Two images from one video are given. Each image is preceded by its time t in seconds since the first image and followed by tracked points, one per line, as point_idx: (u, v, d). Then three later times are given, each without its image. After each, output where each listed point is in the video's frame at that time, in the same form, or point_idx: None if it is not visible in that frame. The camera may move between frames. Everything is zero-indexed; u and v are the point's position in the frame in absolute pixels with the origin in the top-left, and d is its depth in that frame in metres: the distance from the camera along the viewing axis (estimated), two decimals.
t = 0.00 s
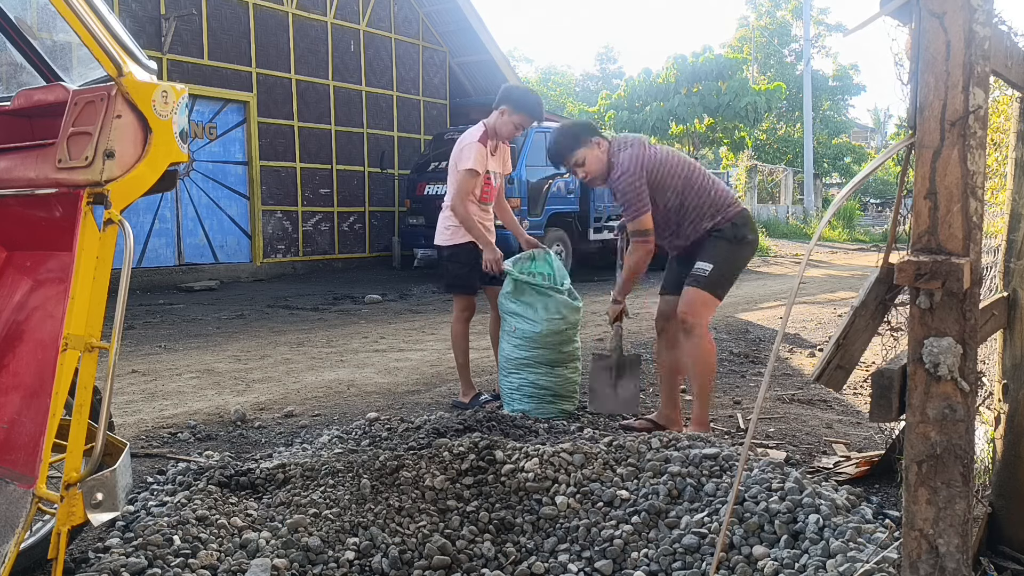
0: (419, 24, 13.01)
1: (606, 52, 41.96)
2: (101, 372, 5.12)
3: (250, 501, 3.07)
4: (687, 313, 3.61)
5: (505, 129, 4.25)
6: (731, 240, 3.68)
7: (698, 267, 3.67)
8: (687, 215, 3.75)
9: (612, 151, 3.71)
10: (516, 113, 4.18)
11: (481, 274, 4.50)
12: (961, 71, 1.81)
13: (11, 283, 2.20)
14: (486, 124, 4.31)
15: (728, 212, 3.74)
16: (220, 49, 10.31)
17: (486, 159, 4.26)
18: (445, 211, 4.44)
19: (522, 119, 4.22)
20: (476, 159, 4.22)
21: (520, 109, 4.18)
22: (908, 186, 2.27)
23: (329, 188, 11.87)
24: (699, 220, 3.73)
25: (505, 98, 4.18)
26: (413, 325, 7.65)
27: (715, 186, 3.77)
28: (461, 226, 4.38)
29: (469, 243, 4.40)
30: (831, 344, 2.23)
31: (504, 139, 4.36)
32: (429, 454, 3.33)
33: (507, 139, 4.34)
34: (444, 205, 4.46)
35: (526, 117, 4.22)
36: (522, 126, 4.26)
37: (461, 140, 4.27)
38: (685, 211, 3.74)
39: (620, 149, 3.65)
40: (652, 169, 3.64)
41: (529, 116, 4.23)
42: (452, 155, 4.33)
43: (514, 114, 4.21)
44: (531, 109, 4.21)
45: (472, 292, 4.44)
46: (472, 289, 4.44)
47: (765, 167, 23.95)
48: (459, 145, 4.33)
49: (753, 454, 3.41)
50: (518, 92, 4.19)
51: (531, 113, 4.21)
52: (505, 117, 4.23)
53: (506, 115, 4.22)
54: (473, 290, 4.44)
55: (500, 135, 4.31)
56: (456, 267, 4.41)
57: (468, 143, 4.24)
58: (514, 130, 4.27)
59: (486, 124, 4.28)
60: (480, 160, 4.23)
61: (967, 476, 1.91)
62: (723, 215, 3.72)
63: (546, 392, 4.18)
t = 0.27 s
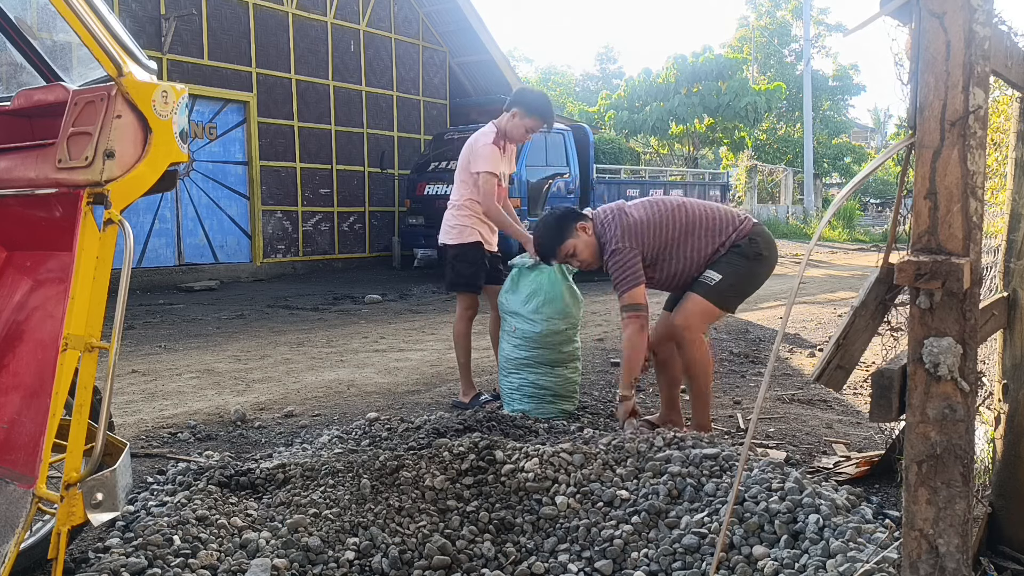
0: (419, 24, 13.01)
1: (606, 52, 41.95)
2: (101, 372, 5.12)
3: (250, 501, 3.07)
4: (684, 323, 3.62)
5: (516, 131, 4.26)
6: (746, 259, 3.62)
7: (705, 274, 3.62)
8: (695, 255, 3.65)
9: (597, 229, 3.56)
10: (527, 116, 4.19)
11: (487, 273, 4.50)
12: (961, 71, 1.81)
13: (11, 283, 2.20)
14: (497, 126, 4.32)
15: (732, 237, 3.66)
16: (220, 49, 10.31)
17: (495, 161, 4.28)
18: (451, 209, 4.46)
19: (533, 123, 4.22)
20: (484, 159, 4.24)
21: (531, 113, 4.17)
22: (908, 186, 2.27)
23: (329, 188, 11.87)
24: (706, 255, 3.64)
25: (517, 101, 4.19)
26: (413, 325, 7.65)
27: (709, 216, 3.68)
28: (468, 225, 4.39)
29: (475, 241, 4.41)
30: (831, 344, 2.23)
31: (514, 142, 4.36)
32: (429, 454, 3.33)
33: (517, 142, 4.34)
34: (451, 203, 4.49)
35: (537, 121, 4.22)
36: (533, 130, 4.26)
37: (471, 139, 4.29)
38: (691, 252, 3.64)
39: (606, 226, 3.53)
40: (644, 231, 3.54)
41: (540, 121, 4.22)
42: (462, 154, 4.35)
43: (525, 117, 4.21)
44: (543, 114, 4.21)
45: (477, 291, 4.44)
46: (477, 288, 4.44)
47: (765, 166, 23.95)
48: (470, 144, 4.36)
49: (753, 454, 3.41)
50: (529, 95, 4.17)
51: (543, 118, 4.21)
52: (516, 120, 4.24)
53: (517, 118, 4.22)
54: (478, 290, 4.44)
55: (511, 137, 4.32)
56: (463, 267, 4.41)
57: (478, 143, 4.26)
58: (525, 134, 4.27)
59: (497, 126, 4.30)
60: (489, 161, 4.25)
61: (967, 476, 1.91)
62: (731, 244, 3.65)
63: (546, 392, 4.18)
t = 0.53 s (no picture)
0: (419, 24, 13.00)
1: (606, 52, 41.94)
2: (101, 372, 5.12)
3: (250, 502, 3.07)
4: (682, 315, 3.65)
5: (503, 129, 4.24)
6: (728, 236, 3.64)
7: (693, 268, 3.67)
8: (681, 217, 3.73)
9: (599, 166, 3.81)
10: (513, 113, 4.17)
11: (479, 274, 4.48)
12: (961, 71, 1.81)
13: (11, 283, 2.20)
14: (484, 125, 4.31)
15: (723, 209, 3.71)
16: (220, 49, 10.31)
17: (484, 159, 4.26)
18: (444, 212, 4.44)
19: (520, 119, 4.20)
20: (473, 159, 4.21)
21: (517, 109, 4.16)
22: (908, 186, 2.27)
23: (329, 188, 11.87)
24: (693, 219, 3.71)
25: (502, 98, 4.18)
26: (413, 325, 7.65)
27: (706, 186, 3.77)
28: (459, 226, 4.38)
29: (467, 242, 4.39)
30: (831, 344, 2.23)
31: (503, 140, 4.35)
32: (429, 454, 3.33)
33: (506, 139, 4.33)
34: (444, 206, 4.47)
35: (524, 118, 4.20)
36: (521, 126, 4.24)
37: (459, 140, 4.27)
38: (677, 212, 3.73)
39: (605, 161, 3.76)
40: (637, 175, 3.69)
41: (528, 117, 4.21)
42: (451, 155, 4.33)
43: (511, 114, 4.19)
44: (530, 110, 4.19)
45: (470, 292, 4.44)
46: (471, 289, 4.44)
47: (765, 167, 23.95)
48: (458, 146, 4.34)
49: (753, 454, 3.41)
50: (514, 92, 4.15)
51: (530, 114, 4.19)
52: (503, 117, 4.23)
53: (504, 115, 4.21)
54: (470, 290, 4.43)
55: (499, 135, 4.31)
56: (453, 267, 4.41)
57: (466, 143, 4.25)
58: (512, 131, 4.25)
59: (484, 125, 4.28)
60: (478, 160, 4.23)
61: (967, 477, 1.91)
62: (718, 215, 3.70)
63: (546, 392, 4.18)
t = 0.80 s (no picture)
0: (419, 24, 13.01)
1: (606, 52, 41.94)
2: (101, 372, 5.12)
3: (250, 501, 3.07)
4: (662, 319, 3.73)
5: (496, 130, 4.24)
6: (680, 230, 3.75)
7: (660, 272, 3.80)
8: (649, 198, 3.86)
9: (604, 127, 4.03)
10: (506, 114, 4.17)
11: (472, 274, 4.47)
12: (961, 71, 1.81)
13: (11, 283, 2.20)
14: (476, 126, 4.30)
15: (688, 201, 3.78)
16: (220, 49, 10.31)
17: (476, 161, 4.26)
18: (436, 213, 4.43)
19: (512, 120, 4.21)
20: (467, 161, 4.21)
21: (509, 110, 4.16)
22: (909, 186, 2.27)
23: (329, 188, 11.87)
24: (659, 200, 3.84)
25: (495, 99, 4.17)
26: (413, 325, 7.65)
27: (684, 176, 3.82)
28: (452, 228, 4.37)
29: (460, 244, 4.39)
30: (831, 344, 2.23)
31: (495, 140, 4.35)
32: (429, 454, 3.33)
33: (497, 140, 4.33)
34: (435, 207, 4.46)
35: (517, 118, 4.20)
36: (513, 127, 4.25)
37: (451, 142, 4.26)
38: (647, 193, 3.86)
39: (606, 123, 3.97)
40: (622, 144, 3.88)
41: (520, 118, 4.21)
42: (443, 156, 4.32)
43: (504, 115, 4.20)
44: (522, 111, 4.20)
45: (462, 293, 4.43)
46: (464, 290, 4.43)
47: (765, 167, 23.95)
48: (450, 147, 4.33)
49: (753, 454, 3.41)
50: (508, 93, 4.17)
51: (522, 114, 4.20)
52: (495, 118, 4.22)
53: (496, 116, 4.21)
54: (463, 292, 4.42)
55: (491, 136, 4.30)
56: (445, 269, 4.41)
57: (459, 145, 4.24)
58: (505, 132, 4.25)
59: (476, 126, 4.27)
60: (471, 162, 4.22)
61: (967, 476, 1.91)
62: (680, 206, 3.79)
63: (546, 392, 4.18)
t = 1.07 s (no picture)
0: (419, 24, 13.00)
1: (606, 52, 41.94)
2: (101, 372, 5.12)
3: (250, 501, 3.07)
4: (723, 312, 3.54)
5: (495, 130, 4.24)
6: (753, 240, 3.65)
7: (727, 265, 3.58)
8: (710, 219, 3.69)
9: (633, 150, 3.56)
10: (505, 114, 4.17)
11: (471, 275, 4.47)
12: (961, 71, 1.81)
13: (11, 282, 2.20)
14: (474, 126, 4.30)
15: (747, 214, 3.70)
16: (220, 49, 10.31)
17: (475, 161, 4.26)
18: (435, 213, 4.43)
19: (511, 120, 4.21)
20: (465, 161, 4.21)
21: (508, 110, 4.16)
22: (908, 186, 2.27)
23: (329, 188, 11.87)
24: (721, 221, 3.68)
25: (494, 99, 4.18)
26: (413, 325, 7.65)
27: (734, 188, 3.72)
28: (451, 227, 4.37)
29: (458, 243, 4.39)
30: (831, 344, 2.23)
31: (493, 140, 4.34)
32: (429, 454, 3.33)
33: (496, 140, 4.33)
34: (434, 207, 4.46)
35: (515, 119, 4.20)
36: (511, 127, 4.25)
37: (450, 142, 4.26)
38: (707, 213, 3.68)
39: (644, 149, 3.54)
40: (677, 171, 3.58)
41: (518, 118, 4.21)
42: (442, 156, 4.33)
43: (503, 115, 4.20)
44: (520, 111, 4.20)
45: (461, 293, 4.43)
46: (463, 291, 4.43)
47: (765, 167, 23.95)
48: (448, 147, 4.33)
49: (753, 454, 3.41)
50: (507, 93, 4.17)
51: (520, 115, 4.20)
52: (494, 119, 4.22)
53: (495, 116, 4.21)
54: (462, 292, 4.42)
55: (489, 136, 4.30)
56: (444, 269, 4.40)
57: (457, 145, 4.24)
58: (503, 132, 4.25)
59: (475, 125, 4.27)
60: (470, 161, 4.23)
61: (967, 476, 1.91)
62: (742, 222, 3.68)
63: (546, 393, 4.19)
